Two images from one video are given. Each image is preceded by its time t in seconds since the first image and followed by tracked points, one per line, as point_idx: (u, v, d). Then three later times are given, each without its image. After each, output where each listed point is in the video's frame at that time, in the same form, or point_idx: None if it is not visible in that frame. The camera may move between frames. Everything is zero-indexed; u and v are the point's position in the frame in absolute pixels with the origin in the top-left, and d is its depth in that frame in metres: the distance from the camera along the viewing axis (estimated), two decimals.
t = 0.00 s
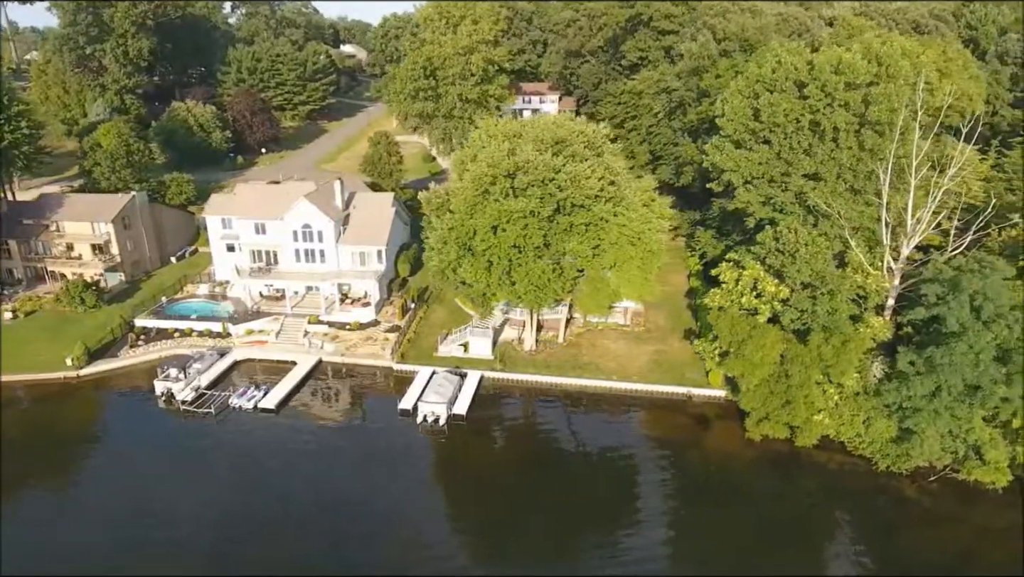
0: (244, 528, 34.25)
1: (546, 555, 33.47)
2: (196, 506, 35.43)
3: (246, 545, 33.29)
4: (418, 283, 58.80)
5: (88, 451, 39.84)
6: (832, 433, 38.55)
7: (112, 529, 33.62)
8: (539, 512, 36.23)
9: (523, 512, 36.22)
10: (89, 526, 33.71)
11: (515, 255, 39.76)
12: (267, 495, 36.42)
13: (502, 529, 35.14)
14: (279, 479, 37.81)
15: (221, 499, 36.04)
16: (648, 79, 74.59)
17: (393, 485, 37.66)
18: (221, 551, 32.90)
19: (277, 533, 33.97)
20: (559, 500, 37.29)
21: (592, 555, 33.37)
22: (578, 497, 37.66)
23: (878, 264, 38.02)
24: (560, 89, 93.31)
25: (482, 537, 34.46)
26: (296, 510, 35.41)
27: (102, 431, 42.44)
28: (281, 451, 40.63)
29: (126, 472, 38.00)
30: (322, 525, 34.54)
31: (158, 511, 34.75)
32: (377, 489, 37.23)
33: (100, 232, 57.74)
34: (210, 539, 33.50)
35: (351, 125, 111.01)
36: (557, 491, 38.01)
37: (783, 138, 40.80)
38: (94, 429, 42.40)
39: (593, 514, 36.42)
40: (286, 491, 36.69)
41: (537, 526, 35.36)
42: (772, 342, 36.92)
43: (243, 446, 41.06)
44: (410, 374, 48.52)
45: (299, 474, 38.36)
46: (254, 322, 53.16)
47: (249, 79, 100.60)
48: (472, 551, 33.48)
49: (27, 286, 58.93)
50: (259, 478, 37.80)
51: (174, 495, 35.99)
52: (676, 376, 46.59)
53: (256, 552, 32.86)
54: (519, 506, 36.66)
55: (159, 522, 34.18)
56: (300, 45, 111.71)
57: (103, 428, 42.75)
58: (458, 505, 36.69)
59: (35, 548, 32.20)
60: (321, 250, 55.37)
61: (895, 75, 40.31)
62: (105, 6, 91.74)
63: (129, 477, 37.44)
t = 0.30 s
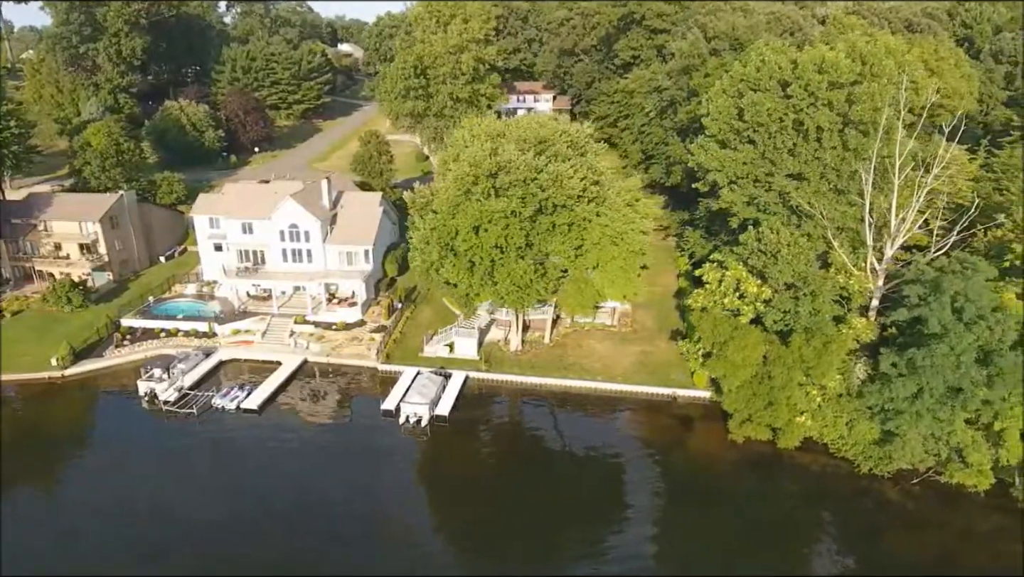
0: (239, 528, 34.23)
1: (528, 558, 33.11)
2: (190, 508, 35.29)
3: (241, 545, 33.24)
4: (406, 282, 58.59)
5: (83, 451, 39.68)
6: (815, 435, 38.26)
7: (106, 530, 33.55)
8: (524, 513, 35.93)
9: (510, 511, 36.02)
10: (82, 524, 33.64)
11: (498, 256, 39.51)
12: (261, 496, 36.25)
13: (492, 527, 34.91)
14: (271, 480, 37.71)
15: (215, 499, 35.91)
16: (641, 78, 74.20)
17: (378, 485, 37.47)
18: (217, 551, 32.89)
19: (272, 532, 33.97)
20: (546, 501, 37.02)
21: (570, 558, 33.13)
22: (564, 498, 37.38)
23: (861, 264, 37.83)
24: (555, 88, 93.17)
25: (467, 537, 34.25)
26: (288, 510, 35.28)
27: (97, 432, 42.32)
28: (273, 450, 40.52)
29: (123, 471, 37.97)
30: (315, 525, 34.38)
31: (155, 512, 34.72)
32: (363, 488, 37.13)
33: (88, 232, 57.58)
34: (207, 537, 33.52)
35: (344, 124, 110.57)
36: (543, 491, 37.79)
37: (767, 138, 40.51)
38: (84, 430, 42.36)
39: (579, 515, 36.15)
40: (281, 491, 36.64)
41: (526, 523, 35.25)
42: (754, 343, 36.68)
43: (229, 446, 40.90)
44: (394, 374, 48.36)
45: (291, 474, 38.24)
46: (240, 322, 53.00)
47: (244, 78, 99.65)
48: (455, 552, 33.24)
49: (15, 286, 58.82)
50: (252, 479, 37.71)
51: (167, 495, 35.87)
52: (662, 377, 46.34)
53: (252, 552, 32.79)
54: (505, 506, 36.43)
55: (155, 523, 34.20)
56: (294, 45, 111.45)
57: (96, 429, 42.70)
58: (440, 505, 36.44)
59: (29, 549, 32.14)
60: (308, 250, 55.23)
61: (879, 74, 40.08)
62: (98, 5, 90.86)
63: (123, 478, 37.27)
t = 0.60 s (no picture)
0: (237, 529, 33.98)
1: (523, 556, 33.37)
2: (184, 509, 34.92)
3: (239, 547, 32.89)
4: (395, 282, 58.38)
5: (75, 449, 39.11)
6: (798, 437, 37.97)
7: (102, 530, 32.94)
8: (514, 512, 35.92)
9: (499, 513, 35.91)
10: (77, 522, 32.96)
11: (480, 256, 39.28)
12: (255, 498, 36.03)
13: (483, 529, 34.85)
14: (264, 480, 37.52)
15: (210, 500, 35.63)
16: (633, 78, 73.84)
17: (364, 485, 37.39)
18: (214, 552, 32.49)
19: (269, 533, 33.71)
20: (535, 501, 36.92)
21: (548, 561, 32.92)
22: (554, 498, 37.33)
23: (845, 265, 37.55)
24: (550, 87, 93.20)
25: (454, 540, 34.19)
26: (284, 510, 35.09)
27: (88, 433, 41.87)
28: (265, 452, 40.29)
29: (114, 471, 37.45)
30: (313, 524, 34.22)
31: (150, 513, 34.27)
32: (353, 488, 37.04)
33: (76, 231, 57.47)
34: (205, 538, 33.13)
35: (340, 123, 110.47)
36: (532, 491, 37.72)
37: (752, 137, 40.17)
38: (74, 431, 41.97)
39: (571, 516, 36.01)
40: (275, 493, 36.39)
41: (519, 523, 35.27)
42: (736, 344, 36.39)
43: (217, 447, 40.83)
44: (380, 374, 48.20)
45: (284, 475, 38.05)
46: (227, 322, 52.87)
47: (239, 77, 99.97)
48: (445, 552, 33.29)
49: (5, 285, 58.75)
50: (247, 481, 37.52)
51: (162, 496, 35.53)
52: (647, 378, 46.07)
53: (251, 552, 32.53)
54: (492, 507, 36.34)
55: (149, 524, 33.66)
56: (290, 43, 110.73)
57: (89, 430, 42.32)
58: (425, 505, 36.36)
59: (26, 545, 31.53)
60: (296, 250, 55.09)
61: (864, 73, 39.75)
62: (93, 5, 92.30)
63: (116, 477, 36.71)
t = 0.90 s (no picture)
0: (235, 527, 33.90)
1: (517, 552, 33.56)
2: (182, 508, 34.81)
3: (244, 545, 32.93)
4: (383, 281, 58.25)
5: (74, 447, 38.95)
6: (781, 439, 37.69)
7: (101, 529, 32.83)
8: (504, 512, 36.01)
9: (490, 514, 35.97)
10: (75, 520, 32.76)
11: (463, 257, 39.09)
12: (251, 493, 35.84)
13: (481, 529, 35.05)
14: (256, 479, 37.37)
15: (204, 496, 35.38)
16: (626, 77, 73.52)
17: (348, 484, 37.26)
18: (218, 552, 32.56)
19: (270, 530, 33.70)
20: (524, 502, 36.93)
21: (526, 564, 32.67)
22: (545, 497, 37.33)
23: (829, 266, 37.29)
24: (546, 86, 94.17)
25: (442, 540, 34.18)
26: (280, 509, 35.07)
27: (79, 431, 41.61)
28: (256, 451, 40.17)
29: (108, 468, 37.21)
30: (314, 522, 34.28)
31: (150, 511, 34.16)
32: (351, 486, 37.09)
33: (66, 230, 57.33)
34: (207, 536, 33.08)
35: (336, 122, 110.41)
36: (524, 491, 37.75)
37: (737, 137, 39.88)
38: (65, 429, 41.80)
39: (562, 515, 35.91)
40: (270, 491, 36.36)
41: (511, 523, 35.34)
42: (719, 345, 36.12)
43: (205, 446, 40.72)
44: (366, 374, 48.08)
45: (276, 473, 37.94)
46: (215, 321, 52.76)
47: (236, 76, 100.14)
48: (434, 550, 33.39)
49: None
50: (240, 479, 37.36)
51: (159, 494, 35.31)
52: (633, 379, 45.84)
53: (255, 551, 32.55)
54: (482, 508, 36.38)
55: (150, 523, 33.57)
56: (287, 43, 111.04)
57: (81, 429, 42.20)
58: (408, 504, 36.22)
59: (31, 542, 31.66)
60: (284, 249, 54.95)
61: (849, 72, 39.43)
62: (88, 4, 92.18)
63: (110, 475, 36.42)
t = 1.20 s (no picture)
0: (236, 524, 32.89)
1: (508, 551, 33.40)
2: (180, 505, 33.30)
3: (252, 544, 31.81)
4: (373, 281, 58.06)
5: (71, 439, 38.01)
6: (766, 442, 37.33)
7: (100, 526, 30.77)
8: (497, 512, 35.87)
9: (482, 515, 35.77)
10: (71, 517, 30.39)
11: (447, 256, 38.87)
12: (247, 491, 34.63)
13: (474, 529, 34.87)
14: (257, 477, 36.83)
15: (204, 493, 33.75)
16: (620, 76, 73.25)
17: (341, 483, 37.27)
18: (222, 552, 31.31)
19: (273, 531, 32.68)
20: (514, 502, 36.73)
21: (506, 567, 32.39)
22: (534, 497, 37.11)
23: (815, 266, 36.96)
24: (543, 84, 95.27)
25: (434, 540, 34.00)
26: (278, 510, 34.19)
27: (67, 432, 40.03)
28: (249, 456, 39.26)
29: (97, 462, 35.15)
30: (318, 520, 34.02)
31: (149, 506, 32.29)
32: (349, 487, 36.96)
33: (56, 229, 57.26)
34: (211, 534, 31.70)
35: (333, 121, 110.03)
36: (516, 491, 37.57)
37: (723, 136, 39.59)
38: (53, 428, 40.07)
39: (551, 515, 35.72)
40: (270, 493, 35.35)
41: (503, 524, 35.14)
42: (702, 347, 35.78)
43: (194, 447, 40.00)
44: (353, 374, 47.91)
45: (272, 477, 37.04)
46: (203, 321, 52.65)
47: (233, 74, 100.25)
48: (424, 549, 33.20)
49: None
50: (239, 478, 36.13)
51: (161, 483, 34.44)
52: (619, 379, 45.56)
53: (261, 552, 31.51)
54: (474, 508, 36.24)
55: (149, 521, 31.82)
56: (285, 41, 110.98)
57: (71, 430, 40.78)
58: (397, 502, 36.19)
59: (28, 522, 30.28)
60: (273, 248, 54.81)
61: (835, 70, 39.10)
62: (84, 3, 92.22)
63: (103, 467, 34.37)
